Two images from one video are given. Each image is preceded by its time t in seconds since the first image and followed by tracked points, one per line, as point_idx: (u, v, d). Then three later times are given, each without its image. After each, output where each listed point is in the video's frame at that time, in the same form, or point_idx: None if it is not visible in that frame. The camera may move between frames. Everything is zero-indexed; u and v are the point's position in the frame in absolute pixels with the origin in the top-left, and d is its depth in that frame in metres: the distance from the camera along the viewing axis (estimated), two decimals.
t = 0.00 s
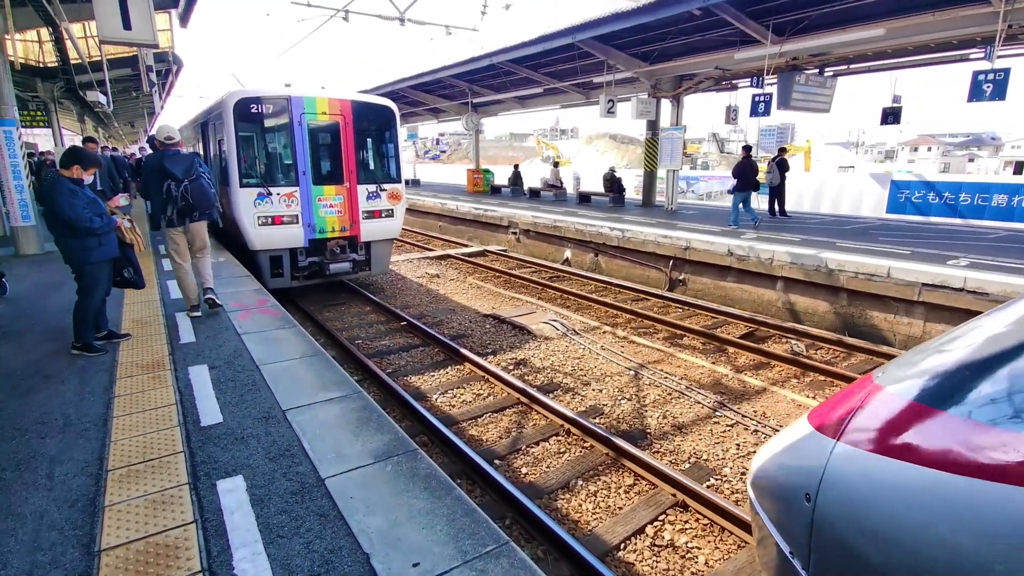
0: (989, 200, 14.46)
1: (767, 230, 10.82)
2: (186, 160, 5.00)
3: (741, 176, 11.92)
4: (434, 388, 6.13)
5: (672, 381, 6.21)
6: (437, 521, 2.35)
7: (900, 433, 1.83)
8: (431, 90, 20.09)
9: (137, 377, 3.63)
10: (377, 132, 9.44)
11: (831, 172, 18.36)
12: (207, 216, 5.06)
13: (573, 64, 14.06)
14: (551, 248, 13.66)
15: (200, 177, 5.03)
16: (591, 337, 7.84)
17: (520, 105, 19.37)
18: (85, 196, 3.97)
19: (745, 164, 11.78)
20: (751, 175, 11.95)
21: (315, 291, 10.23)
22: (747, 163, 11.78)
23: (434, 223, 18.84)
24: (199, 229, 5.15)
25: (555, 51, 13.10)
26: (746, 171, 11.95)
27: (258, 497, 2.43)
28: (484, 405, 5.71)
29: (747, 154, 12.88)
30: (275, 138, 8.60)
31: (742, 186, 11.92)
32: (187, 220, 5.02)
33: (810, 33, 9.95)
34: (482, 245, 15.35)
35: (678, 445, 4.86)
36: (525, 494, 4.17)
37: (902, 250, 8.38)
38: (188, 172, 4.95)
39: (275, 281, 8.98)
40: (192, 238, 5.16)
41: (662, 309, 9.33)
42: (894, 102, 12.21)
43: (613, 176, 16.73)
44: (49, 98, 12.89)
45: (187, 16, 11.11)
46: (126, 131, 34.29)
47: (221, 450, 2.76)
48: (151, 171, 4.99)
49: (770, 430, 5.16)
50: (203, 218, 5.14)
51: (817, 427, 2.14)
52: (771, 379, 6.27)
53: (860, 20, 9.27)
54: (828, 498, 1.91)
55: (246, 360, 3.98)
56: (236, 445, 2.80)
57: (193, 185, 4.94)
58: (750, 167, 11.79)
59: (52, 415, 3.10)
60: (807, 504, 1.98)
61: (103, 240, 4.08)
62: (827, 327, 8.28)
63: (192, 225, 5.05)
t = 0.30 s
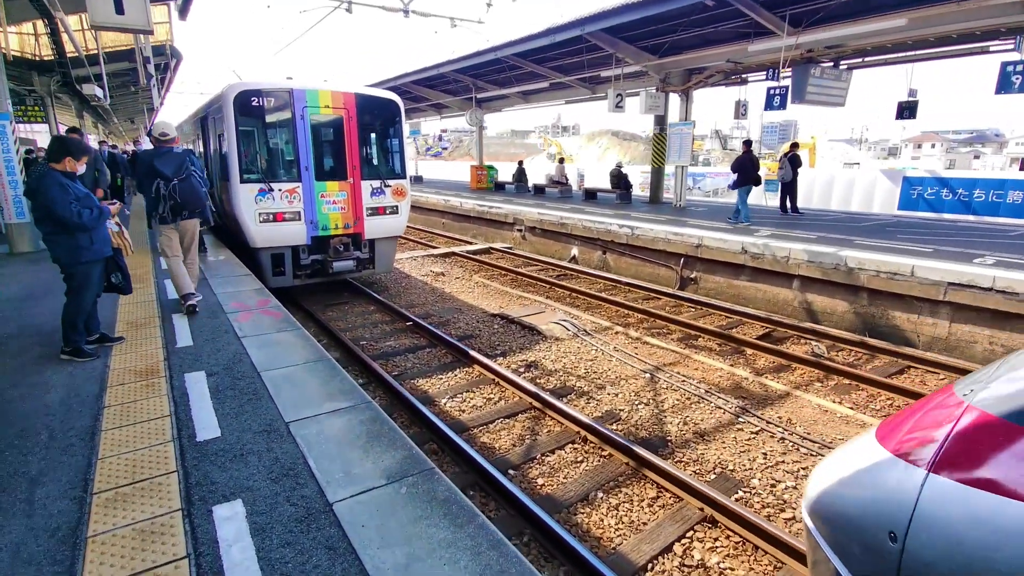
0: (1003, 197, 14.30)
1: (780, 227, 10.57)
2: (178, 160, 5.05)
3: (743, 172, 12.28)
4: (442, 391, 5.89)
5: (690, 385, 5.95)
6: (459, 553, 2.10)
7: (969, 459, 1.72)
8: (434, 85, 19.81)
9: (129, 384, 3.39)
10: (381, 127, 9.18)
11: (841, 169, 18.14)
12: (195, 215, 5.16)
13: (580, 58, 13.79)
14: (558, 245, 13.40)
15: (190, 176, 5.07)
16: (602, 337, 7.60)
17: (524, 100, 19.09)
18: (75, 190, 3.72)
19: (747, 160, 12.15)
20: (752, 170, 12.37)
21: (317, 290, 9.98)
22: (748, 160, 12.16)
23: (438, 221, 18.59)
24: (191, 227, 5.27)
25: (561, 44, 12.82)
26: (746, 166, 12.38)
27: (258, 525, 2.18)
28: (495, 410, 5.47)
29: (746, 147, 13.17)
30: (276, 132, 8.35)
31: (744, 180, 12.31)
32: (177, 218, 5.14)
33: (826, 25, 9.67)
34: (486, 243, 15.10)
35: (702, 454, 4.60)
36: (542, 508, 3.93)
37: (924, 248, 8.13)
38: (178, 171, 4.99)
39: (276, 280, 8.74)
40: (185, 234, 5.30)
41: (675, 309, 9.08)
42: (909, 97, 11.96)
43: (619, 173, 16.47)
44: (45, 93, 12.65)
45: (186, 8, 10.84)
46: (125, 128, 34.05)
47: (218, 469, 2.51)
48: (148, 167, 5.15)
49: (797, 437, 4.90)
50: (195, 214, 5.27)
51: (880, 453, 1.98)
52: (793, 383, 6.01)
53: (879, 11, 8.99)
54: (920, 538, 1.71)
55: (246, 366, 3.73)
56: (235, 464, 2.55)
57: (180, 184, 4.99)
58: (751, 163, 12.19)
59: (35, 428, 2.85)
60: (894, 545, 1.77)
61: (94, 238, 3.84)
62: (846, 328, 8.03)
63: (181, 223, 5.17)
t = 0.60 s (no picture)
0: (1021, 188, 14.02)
1: (796, 218, 10.33)
2: (159, 143, 5.05)
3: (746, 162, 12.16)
4: (454, 388, 5.73)
5: (709, 383, 5.76)
6: None
7: None
8: (439, 73, 19.50)
9: (131, 386, 3.21)
10: (387, 115, 8.93)
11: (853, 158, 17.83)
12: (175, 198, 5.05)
13: (590, 44, 13.47)
14: (566, 236, 13.18)
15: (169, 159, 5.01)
16: (616, 332, 7.41)
17: (531, 88, 18.77)
18: (75, 179, 3.53)
19: (749, 151, 12.04)
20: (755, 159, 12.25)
21: (323, 282, 9.79)
22: (750, 150, 12.05)
23: (443, 210, 18.38)
24: (186, 212, 5.20)
25: (571, 30, 12.52)
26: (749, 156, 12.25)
27: (270, 547, 2.00)
28: (510, 409, 5.31)
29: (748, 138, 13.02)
30: (280, 120, 8.12)
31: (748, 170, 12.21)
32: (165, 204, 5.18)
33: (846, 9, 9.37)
34: (493, 233, 14.88)
35: (727, 457, 4.42)
36: (563, 513, 3.77)
37: (947, 240, 7.89)
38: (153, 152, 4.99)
39: (281, 272, 8.56)
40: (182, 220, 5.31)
41: (688, 302, 8.88)
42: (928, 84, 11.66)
43: (628, 162, 16.20)
44: (44, 80, 12.41)
45: None
46: (127, 116, 33.81)
47: (226, 483, 2.34)
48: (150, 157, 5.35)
49: (824, 439, 4.71)
50: (189, 200, 5.17)
51: (961, 479, 1.88)
52: (816, 380, 5.82)
53: None
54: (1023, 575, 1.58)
55: (253, 366, 3.56)
56: (244, 478, 2.37)
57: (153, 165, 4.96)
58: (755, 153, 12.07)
59: (32, 435, 2.69)
60: None
61: (94, 230, 3.66)
62: (866, 322, 7.82)
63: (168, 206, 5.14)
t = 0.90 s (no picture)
0: None
1: (814, 211, 10.10)
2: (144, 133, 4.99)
3: (753, 154, 12.12)
4: (470, 387, 5.59)
5: (734, 381, 5.59)
6: None
7: None
8: (447, 63, 19.25)
9: (144, 388, 3.07)
10: (399, 105, 8.74)
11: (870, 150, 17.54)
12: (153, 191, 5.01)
13: (603, 32, 13.21)
14: (578, 229, 12.98)
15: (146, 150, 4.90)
16: (634, 328, 7.24)
17: (541, 77, 18.49)
18: (86, 169, 3.38)
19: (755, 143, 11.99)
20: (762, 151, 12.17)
21: (333, 276, 9.64)
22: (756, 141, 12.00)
23: (451, 202, 18.20)
24: (171, 204, 5.15)
25: (584, 18, 12.26)
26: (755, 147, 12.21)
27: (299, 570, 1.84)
28: (529, 408, 5.16)
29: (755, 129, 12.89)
30: (290, 109, 7.94)
31: (754, 162, 12.17)
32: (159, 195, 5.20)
33: None
34: (503, 226, 14.69)
35: (758, 460, 4.24)
36: (590, 520, 3.62)
37: (975, 235, 7.68)
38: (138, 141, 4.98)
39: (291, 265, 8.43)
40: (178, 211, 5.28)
41: (706, 297, 8.69)
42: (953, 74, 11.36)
43: (640, 154, 15.94)
44: (51, 70, 12.26)
45: None
46: (134, 107, 33.88)
47: (248, 496, 2.19)
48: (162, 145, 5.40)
49: (858, 442, 4.55)
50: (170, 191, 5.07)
51: None
52: (844, 380, 5.64)
53: None
54: None
55: (269, 367, 3.41)
56: (267, 490, 2.22)
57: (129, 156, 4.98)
58: (761, 145, 12.01)
59: (42, 442, 2.55)
60: None
61: (105, 222, 3.51)
62: (891, 319, 7.62)
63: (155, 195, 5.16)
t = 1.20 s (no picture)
0: None
1: (830, 209, 9.93)
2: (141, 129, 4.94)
3: (755, 151, 12.05)
4: (486, 391, 5.46)
5: (756, 386, 5.44)
6: None
7: None
8: (454, 57, 19.05)
9: (156, 399, 2.94)
10: (408, 100, 8.57)
11: (881, 146, 17.34)
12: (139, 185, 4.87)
13: (613, 26, 12.99)
14: (587, 226, 12.81)
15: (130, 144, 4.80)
16: (649, 329, 7.10)
17: (548, 72, 18.27)
18: (93, 169, 3.23)
19: (755, 140, 11.90)
20: (766, 147, 12.04)
21: (341, 274, 9.51)
22: (756, 138, 11.91)
23: (457, 198, 18.04)
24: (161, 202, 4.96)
25: (594, 11, 12.06)
26: (756, 144, 12.10)
27: None
28: (547, 413, 5.03)
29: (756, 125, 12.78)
30: (297, 105, 7.78)
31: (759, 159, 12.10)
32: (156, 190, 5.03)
33: None
34: (511, 223, 14.53)
35: (787, 471, 4.10)
36: (617, 534, 3.49)
37: (1000, 234, 7.49)
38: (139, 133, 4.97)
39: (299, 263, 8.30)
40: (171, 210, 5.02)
41: (721, 297, 8.53)
42: (972, 68, 11.14)
43: (650, 149, 15.75)
44: (54, 64, 12.12)
45: None
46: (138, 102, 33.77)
47: (270, 523, 2.06)
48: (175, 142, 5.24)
49: (889, 451, 4.41)
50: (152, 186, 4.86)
51: None
52: (869, 385, 5.48)
53: None
54: None
55: (285, 376, 3.28)
56: (290, 517, 2.09)
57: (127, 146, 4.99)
58: (762, 142, 11.94)
59: (50, 460, 2.41)
60: None
61: (114, 224, 3.35)
62: (912, 320, 7.46)
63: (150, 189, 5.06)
